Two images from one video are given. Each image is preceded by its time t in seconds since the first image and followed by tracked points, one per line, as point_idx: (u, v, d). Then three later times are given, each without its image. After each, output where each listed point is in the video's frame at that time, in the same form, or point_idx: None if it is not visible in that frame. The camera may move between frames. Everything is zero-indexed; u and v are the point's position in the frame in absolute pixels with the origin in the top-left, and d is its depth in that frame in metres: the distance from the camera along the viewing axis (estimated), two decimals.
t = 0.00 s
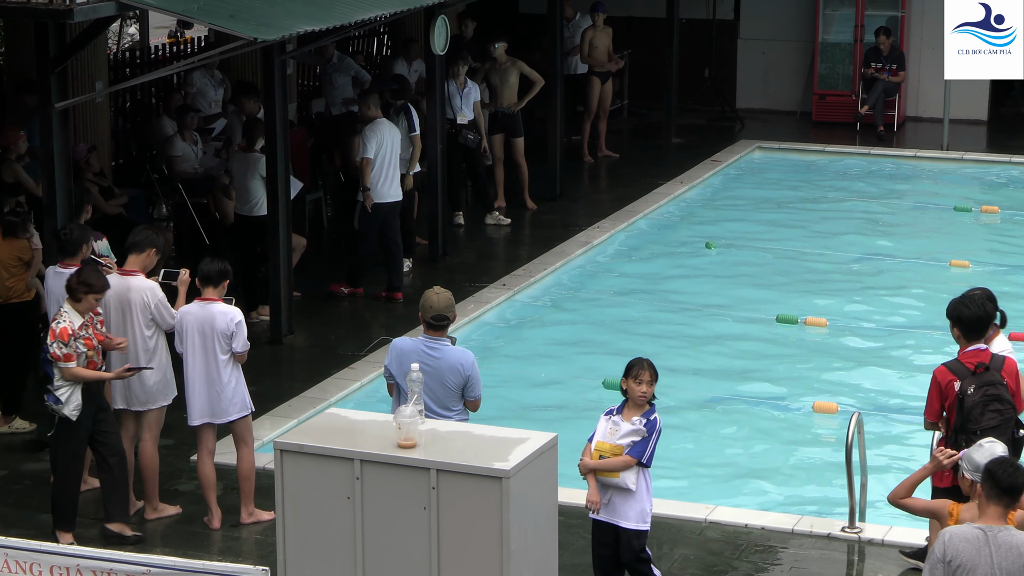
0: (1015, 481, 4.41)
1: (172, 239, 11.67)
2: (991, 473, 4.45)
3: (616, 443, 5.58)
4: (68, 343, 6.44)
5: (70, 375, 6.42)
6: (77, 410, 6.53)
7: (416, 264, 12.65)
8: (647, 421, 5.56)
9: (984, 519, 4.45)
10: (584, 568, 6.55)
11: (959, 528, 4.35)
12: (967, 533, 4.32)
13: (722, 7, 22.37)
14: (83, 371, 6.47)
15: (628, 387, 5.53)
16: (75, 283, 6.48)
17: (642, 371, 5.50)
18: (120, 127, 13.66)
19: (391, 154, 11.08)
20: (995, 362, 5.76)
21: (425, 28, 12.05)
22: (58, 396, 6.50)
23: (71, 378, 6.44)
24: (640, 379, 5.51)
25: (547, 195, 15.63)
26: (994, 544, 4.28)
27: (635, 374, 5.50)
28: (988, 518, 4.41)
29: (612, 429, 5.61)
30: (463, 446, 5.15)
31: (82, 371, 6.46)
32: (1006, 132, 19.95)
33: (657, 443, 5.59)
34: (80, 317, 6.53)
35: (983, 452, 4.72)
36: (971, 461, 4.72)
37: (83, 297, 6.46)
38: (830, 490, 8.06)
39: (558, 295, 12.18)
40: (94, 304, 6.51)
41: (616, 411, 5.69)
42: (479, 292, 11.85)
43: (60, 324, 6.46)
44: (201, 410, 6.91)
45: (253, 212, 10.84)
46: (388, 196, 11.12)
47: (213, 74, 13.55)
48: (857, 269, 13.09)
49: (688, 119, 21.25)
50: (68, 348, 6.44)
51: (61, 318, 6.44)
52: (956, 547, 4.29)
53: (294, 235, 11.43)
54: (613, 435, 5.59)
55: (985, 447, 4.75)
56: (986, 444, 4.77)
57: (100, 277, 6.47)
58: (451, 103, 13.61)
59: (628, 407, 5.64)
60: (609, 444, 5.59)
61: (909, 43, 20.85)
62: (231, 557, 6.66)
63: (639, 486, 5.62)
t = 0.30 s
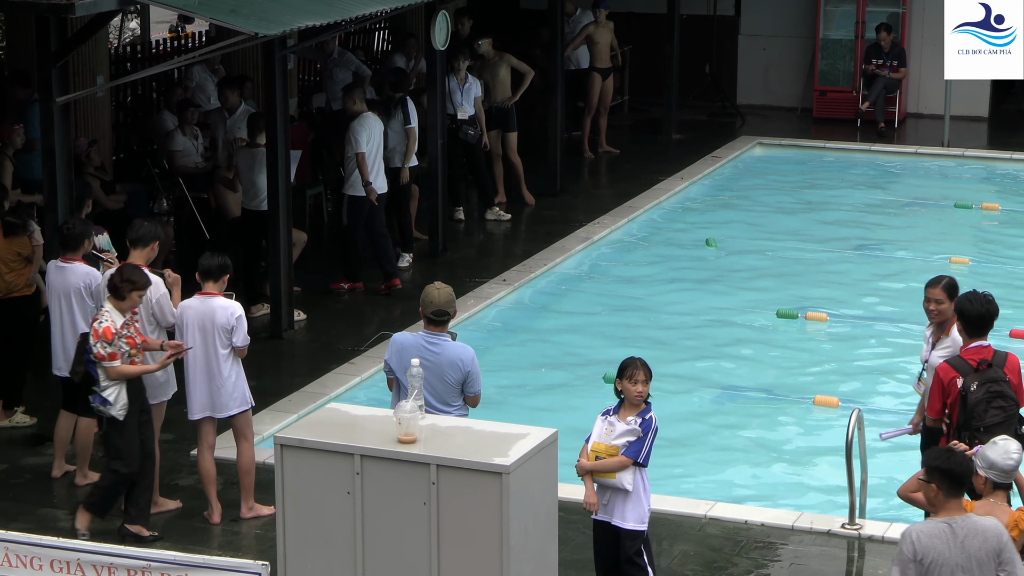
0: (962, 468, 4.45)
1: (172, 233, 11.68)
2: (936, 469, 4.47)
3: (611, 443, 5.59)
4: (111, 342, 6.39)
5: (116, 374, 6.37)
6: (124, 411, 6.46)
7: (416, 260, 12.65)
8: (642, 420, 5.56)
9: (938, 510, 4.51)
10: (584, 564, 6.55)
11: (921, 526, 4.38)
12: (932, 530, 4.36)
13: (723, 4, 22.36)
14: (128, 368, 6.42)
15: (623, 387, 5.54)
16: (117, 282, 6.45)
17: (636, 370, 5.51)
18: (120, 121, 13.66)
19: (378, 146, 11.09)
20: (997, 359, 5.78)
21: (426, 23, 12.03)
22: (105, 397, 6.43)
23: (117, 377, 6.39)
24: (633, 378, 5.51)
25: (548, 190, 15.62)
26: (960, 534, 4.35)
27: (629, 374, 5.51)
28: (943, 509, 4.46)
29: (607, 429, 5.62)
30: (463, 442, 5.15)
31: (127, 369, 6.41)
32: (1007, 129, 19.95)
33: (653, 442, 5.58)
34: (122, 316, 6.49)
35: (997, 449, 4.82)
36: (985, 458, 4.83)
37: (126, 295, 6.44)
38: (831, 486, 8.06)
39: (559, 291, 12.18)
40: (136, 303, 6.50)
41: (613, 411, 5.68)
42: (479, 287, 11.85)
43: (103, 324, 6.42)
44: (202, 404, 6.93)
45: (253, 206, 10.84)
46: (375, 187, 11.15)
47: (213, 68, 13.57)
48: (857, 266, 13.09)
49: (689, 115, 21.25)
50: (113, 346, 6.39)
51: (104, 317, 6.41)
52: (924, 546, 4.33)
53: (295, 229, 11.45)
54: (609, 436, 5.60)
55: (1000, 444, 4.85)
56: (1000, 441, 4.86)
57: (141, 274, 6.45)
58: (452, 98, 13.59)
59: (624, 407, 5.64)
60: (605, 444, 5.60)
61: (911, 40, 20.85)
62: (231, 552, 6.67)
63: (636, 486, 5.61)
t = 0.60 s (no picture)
0: (905, 457, 4.55)
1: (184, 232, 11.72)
2: (881, 459, 4.55)
3: (633, 443, 5.59)
4: (163, 344, 6.39)
5: (170, 374, 6.38)
6: (180, 411, 6.48)
7: (427, 258, 12.65)
8: (664, 420, 5.56)
9: (881, 495, 4.62)
10: (597, 561, 6.55)
11: (871, 516, 4.50)
12: (884, 519, 4.49)
13: None
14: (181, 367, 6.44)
15: (644, 387, 5.54)
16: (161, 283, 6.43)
17: (658, 372, 5.50)
18: (131, 120, 13.69)
19: (376, 140, 11.20)
20: (1010, 356, 5.75)
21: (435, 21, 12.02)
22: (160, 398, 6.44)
23: (171, 377, 6.39)
24: (654, 378, 5.50)
25: (558, 187, 15.61)
26: (909, 519, 4.50)
27: (651, 375, 5.51)
28: (889, 496, 4.58)
29: (630, 429, 5.63)
30: (475, 439, 5.15)
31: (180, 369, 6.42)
32: (1017, 124, 19.86)
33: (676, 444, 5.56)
34: (168, 317, 6.50)
35: (998, 439, 4.83)
36: (986, 449, 4.83)
37: (171, 295, 6.43)
38: (843, 482, 8.04)
39: (569, 288, 12.18)
40: (181, 302, 6.50)
41: (637, 412, 5.70)
42: (490, 285, 11.84)
43: (153, 325, 6.41)
44: (214, 403, 6.93)
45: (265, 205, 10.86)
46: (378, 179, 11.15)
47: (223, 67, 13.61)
48: (868, 262, 13.05)
49: (699, 111, 21.21)
50: (165, 348, 6.40)
51: (153, 319, 6.39)
52: (879, 536, 4.47)
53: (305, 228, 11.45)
54: (632, 435, 5.61)
55: (999, 435, 4.86)
56: (999, 431, 4.88)
57: (182, 270, 6.42)
58: (462, 96, 13.57)
59: (648, 408, 5.65)
60: (627, 443, 5.61)
61: (921, 35, 20.77)
62: (244, 550, 6.68)
63: (660, 487, 5.57)
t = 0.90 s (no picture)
0: (847, 456, 4.68)
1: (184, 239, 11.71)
2: (824, 460, 4.67)
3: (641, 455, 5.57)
4: (211, 357, 6.32)
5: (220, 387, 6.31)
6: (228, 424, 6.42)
7: (428, 266, 12.65)
8: (671, 435, 5.54)
9: (826, 496, 4.72)
10: (597, 572, 6.53)
11: (821, 517, 4.59)
12: (833, 516, 4.58)
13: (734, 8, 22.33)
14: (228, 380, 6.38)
15: (654, 399, 5.52)
16: (199, 296, 6.38)
17: (668, 385, 5.48)
18: (133, 129, 13.68)
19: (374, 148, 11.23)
20: (1007, 366, 5.75)
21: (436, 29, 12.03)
22: (209, 412, 6.37)
23: (219, 390, 6.33)
24: (665, 392, 5.49)
25: (559, 197, 15.61)
26: (857, 514, 4.60)
27: (660, 387, 5.50)
28: (834, 496, 4.69)
29: (639, 441, 5.62)
30: (476, 449, 5.13)
31: (228, 381, 6.35)
32: (1018, 133, 19.88)
33: (684, 459, 5.54)
34: (211, 330, 6.43)
35: (942, 443, 4.84)
36: (929, 454, 4.85)
37: (213, 307, 6.39)
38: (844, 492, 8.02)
39: (570, 297, 12.17)
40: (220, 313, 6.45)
41: (647, 424, 5.69)
42: (490, 294, 11.83)
43: (200, 339, 6.34)
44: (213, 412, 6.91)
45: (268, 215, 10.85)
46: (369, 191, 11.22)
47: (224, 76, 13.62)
48: (869, 271, 13.04)
49: (699, 120, 21.22)
50: (213, 361, 6.33)
51: (200, 332, 6.33)
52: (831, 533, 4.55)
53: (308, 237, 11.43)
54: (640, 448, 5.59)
55: (941, 436, 4.87)
56: (942, 433, 4.88)
57: (219, 280, 6.37)
58: (463, 105, 13.58)
59: (657, 421, 5.64)
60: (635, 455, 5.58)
61: (921, 44, 20.80)
62: (245, 559, 6.65)
63: (665, 501, 5.56)
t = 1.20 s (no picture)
0: (795, 445, 4.85)
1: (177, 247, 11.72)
2: (773, 449, 4.83)
3: (631, 466, 5.58)
4: (243, 369, 6.32)
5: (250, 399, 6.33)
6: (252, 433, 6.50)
7: (421, 274, 12.66)
8: (662, 445, 5.52)
9: (771, 484, 4.89)
10: None
11: (776, 504, 4.75)
12: (787, 504, 4.75)
13: (727, 16, 22.36)
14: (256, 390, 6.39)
15: (647, 409, 5.54)
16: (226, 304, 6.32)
17: (662, 395, 5.49)
18: (125, 137, 13.67)
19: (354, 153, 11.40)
20: (996, 374, 5.77)
21: (429, 38, 12.06)
22: (236, 422, 6.42)
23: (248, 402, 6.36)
24: (658, 401, 5.49)
25: (551, 205, 15.62)
26: (802, 503, 4.79)
27: (653, 397, 5.51)
28: (781, 484, 4.86)
29: (631, 452, 5.63)
30: (467, 456, 5.14)
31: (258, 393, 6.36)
32: (1010, 141, 19.95)
33: (674, 470, 5.51)
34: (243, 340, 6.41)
35: (873, 438, 4.86)
36: (862, 449, 4.87)
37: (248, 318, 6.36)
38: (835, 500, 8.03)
39: (563, 305, 12.18)
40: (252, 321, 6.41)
41: (642, 434, 5.68)
42: (483, 302, 11.84)
43: (234, 349, 6.32)
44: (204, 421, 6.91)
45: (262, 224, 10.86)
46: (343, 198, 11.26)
47: (216, 85, 13.65)
48: (860, 279, 13.08)
49: (692, 129, 21.26)
50: (246, 372, 6.33)
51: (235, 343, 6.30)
52: (788, 518, 4.73)
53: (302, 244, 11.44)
54: (631, 458, 5.60)
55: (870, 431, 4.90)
56: (873, 428, 4.90)
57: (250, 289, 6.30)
58: (455, 113, 13.59)
59: (651, 431, 5.62)
60: (625, 466, 5.60)
61: (913, 53, 20.88)
62: (236, 568, 6.65)
63: (654, 512, 5.56)
